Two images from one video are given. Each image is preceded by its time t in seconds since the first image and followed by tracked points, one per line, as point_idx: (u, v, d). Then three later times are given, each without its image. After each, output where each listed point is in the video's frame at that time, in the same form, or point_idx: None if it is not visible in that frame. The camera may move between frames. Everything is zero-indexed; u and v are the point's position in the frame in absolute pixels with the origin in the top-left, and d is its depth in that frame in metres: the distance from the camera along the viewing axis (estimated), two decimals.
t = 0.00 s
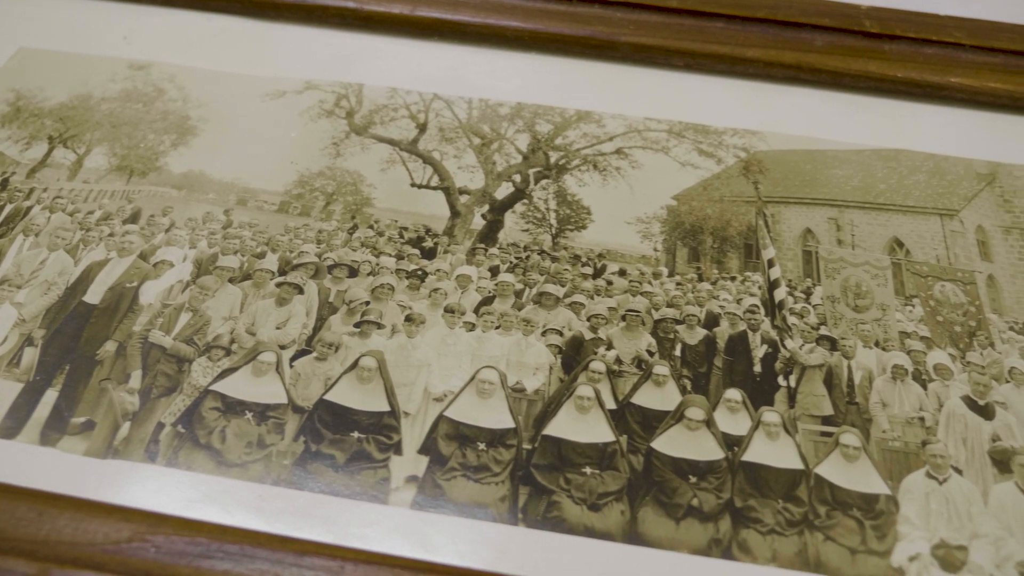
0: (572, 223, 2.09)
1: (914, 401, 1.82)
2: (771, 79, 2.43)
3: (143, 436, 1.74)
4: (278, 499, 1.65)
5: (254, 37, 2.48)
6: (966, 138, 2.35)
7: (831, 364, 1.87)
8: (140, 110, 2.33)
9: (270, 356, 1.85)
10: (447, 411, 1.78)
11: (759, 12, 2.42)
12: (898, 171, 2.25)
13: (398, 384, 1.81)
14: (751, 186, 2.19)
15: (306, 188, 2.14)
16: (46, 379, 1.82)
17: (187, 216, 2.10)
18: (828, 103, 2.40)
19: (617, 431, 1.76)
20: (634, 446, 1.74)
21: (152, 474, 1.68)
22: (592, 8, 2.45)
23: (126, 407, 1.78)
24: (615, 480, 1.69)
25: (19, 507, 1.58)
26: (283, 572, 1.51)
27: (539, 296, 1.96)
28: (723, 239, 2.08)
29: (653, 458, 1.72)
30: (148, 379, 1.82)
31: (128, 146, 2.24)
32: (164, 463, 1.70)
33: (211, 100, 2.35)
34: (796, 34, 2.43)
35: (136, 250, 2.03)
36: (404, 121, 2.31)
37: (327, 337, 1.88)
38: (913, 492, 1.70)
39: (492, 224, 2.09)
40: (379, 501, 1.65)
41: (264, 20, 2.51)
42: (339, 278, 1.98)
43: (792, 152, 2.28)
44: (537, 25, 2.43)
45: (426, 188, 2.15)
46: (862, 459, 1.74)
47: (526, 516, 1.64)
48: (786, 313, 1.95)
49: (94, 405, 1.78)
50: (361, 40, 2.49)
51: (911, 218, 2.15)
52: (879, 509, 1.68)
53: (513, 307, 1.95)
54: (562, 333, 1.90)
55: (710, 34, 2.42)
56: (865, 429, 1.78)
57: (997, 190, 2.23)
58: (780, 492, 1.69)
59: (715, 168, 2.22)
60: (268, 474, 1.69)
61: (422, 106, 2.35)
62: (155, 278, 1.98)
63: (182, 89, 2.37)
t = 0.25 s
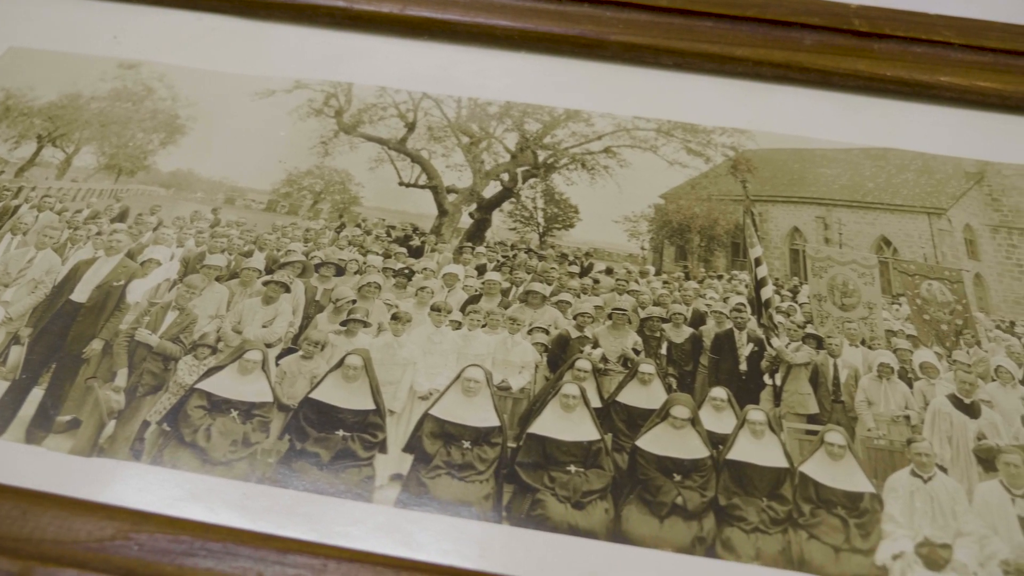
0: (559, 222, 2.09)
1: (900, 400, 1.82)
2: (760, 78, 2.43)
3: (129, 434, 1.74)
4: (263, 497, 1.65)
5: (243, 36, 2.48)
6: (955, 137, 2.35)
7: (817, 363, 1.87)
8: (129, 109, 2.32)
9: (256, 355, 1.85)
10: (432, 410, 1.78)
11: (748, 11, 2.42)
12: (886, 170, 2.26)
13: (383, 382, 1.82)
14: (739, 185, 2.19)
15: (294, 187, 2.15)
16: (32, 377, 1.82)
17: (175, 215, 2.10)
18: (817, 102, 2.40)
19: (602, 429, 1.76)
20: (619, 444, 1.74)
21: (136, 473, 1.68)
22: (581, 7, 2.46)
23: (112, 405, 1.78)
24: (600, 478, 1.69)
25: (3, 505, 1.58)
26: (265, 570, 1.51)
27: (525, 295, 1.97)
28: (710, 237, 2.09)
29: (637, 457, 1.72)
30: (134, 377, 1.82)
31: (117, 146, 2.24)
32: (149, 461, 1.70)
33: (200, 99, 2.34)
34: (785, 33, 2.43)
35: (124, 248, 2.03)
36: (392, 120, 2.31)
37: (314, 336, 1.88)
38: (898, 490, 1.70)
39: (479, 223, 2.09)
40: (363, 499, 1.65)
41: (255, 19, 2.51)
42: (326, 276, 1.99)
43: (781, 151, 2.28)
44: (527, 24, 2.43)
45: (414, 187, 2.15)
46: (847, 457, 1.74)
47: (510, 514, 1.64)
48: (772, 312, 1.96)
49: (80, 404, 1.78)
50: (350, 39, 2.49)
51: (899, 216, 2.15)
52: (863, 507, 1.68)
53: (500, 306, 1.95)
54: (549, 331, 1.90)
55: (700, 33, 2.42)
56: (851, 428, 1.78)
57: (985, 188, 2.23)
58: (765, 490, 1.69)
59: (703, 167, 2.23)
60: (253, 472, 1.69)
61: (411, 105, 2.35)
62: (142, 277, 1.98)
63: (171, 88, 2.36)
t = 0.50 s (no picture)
0: (547, 221, 2.09)
1: (886, 398, 1.82)
2: (750, 77, 2.43)
3: (114, 433, 1.74)
4: (247, 495, 1.65)
5: (233, 35, 2.48)
6: (944, 136, 2.35)
7: (803, 361, 1.87)
8: (118, 108, 2.32)
9: (242, 354, 1.85)
10: (417, 408, 1.78)
11: (737, 10, 2.42)
12: (875, 169, 2.26)
13: (369, 380, 1.82)
14: (727, 183, 2.19)
15: (282, 186, 2.15)
16: (18, 376, 1.82)
17: (163, 214, 2.10)
18: (807, 101, 2.40)
19: (587, 427, 1.76)
20: (604, 443, 1.74)
21: (121, 471, 1.68)
22: (571, 6, 2.45)
23: (97, 404, 1.78)
24: (584, 477, 1.69)
25: None
26: (248, 568, 1.51)
27: (512, 293, 1.96)
28: (697, 236, 2.09)
29: (622, 455, 1.72)
30: (120, 376, 1.82)
31: (106, 144, 2.24)
32: (134, 459, 1.70)
33: (189, 98, 2.34)
34: (774, 32, 2.43)
35: (111, 247, 2.03)
36: (381, 119, 2.31)
37: (300, 334, 1.88)
38: (883, 489, 1.70)
39: (467, 222, 2.09)
40: (347, 497, 1.65)
41: (245, 18, 2.51)
42: (313, 275, 1.99)
43: (769, 150, 2.28)
44: (517, 23, 2.43)
45: (402, 185, 2.15)
46: (832, 456, 1.74)
47: (494, 512, 1.64)
48: (759, 311, 1.96)
49: (66, 402, 1.78)
50: (340, 38, 2.50)
51: (887, 215, 2.15)
52: (848, 506, 1.68)
53: (486, 304, 1.95)
54: (535, 330, 1.90)
55: (689, 32, 2.42)
56: (836, 426, 1.78)
57: (974, 187, 2.23)
58: (750, 488, 1.69)
59: (692, 165, 2.22)
60: (238, 470, 1.69)
61: (400, 104, 2.35)
62: (129, 276, 1.98)
63: (160, 87, 2.37)
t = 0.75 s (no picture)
0: (535, 219, 2.09)
1: (872, 397, 1.82)
2: (740, 76, 2.43)
3: (99, 431, 1.74)
4: (232, 494, 1.65)
5: (223, 34, 2.48)
6: (932, 135, 2.35)
7: (790, 360, 1.87)
8: (108, 107, 2.33)
9: (229, 352, 1.85)
10: (403, 407, 1.78)
11: (727, 9, 2.40)
12: (864, 168, 2.26)
13: (354, 379, 1.82)
14: (715, 182, 2.20)
15: (270, 185, 2.15)
16: (4, 374, 1.82)
17: (150, 213, 2.10)
18: (796, 100, 2.41)
19: (572, 426, 1.76)
20: (589, 441, 1.74)
21: (106, 469, 1.68)
22: (562, 5, 2.43)
23: (83, 402, 1.78)
24: (569, 475, 1.69)
25: None
26: (231, 567, 1.51)
27: (499, 292, 1.97)
28: (685, 235, 2.09)
29: (607, 454, 1.72)
30: (106, 374, 1.82)
31: (95, 143, 2.25)
32: (119, 458, 1.70)
33: (178, 97, 2.34)
34: (764, 31, 2.42)
35: (98, 246, 2.03)
36: (370, 118, 2.31)
37: (286, 333, 1.88)
38: (868, 488, 1.70)
39: (454, 220, 2.09)
40: (332, 496, 1.65)
41: (235, 17, 2.51)
42: (300, 274, 1.99)
43: (758, 149, 2.28)
44: (507, 22, 2.41)
45: (390, 184, 2.15)
46: (817, 455, 1.74)
47: (478, 510, 1.64)
48: (746, 309, 1.96)
49: (52, 400, 1.78)
50: (329, 37, 2.49)
51: (875, 214, 2.15)
52: (833, 504, 1.68)
53: (473, 303, 1.95)
54: (521, 328, 1.90)
55: (679, 31, 2.41)
56: (822, 425, 1.78)
57: (962, 186, 2.23)
58: (735, 487, 1.69)
59: (681, 164, 2.22)
60: (222, 469, 1.69)
61: (389, 103, 2.35)
62: (116, 274, 1.98)
63: (150, 86, 2.37)
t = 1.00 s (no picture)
0: (523, 218, 2.09)
1: (859, 395, 1.82)
2: (730, 75, 2.43)
3: (85, 429, 1.74)
4: (216, 492, 1.65)
5: (213, 33, 2.48)
6: (922, 134, 2.35)
7: (777, 358, 1.87)
8: (97, 106, 2.32)
9: (215, 351, 1.85)
10: (388, 405, 1.78)
11: (717, 8, 2.41)
12: (853, 167, 2.25)
13: (340, 377, 1.82)
14: (704, 181, 2.20)
15: (259, 183, 2.15)
16: None
17: (138, 212, 2.10)
18: (786, 99, 2.40)
19: (558, 424, 1.76)
20: (575, 440, 1.73)
21: (91, 468, 1.68)
22: (551, 4, 2.44)
23: (69, 401, 1.78)
24: (554, 474, 1.69)
25: None
26: (214, 565, 1.51)
27: (486, 290, 1.97)
28: (673, 233, 2.08)
29: (593, 452, 1.72)
30: (92, 373, 1.82)
31: (84, 142, 2.25)
32: (104, 456, 1.70)
33: (168, 96, 2.34)
34: (754, 30, 2.42)
35: (86, 245, 2.03)
36: (360, 117, 2.31)
37: (273, 332, 1.88)
38: (854, 486, 1.70)
39: (442, 219, 2.09)
40: (316, 494, 1.65)
41: (225, 16, 2.51)
42: (287, 272, 1.99)
43: (747, 147, 2.28)
44: (497, 21, 2.41)
45: (378, 183, 2.15)
46: (803, 453, 1.73)
47: (463, 509, 1.64)
48: (733, 308, 1.95)
49: (38, 399, 1.78)
50: (320, 36, 2.48)
51: (864, 213, 2.15)
52: (818, 503, 1.67)
53: (460, 302, 1.95)
54: (508, 327, 1.90)
55: (669, 30, 2.41)
56: (808, 423, 1.77)
57: (952, 185, 2.23)
58: (720, 485, 1.69)
59: (670, 163, 2.22)
60: (207, 467, 1.69)
61: (379, 102, 2.35)
62: (103, 273, 1.98)
63: (139, 85, 2.37)
